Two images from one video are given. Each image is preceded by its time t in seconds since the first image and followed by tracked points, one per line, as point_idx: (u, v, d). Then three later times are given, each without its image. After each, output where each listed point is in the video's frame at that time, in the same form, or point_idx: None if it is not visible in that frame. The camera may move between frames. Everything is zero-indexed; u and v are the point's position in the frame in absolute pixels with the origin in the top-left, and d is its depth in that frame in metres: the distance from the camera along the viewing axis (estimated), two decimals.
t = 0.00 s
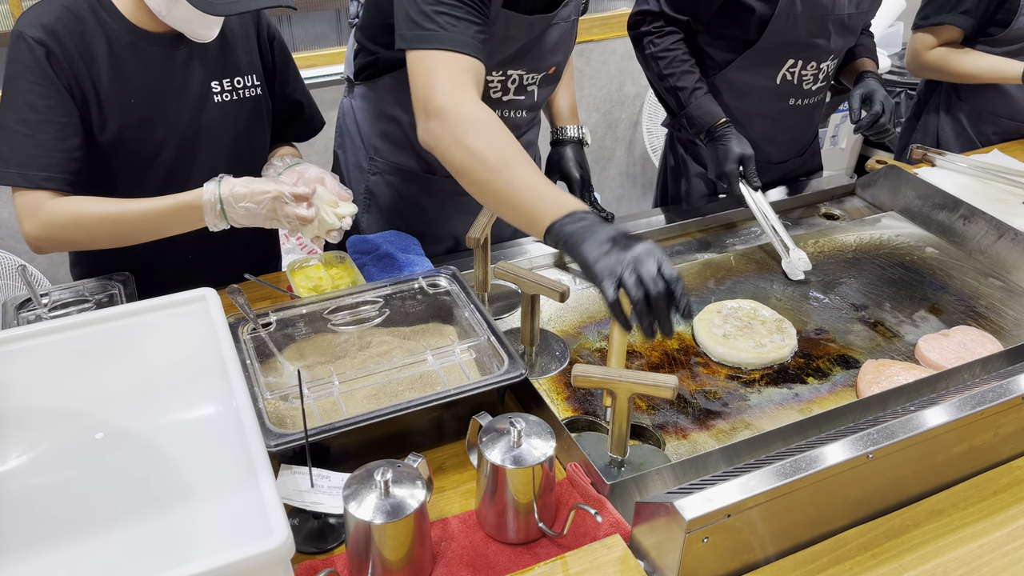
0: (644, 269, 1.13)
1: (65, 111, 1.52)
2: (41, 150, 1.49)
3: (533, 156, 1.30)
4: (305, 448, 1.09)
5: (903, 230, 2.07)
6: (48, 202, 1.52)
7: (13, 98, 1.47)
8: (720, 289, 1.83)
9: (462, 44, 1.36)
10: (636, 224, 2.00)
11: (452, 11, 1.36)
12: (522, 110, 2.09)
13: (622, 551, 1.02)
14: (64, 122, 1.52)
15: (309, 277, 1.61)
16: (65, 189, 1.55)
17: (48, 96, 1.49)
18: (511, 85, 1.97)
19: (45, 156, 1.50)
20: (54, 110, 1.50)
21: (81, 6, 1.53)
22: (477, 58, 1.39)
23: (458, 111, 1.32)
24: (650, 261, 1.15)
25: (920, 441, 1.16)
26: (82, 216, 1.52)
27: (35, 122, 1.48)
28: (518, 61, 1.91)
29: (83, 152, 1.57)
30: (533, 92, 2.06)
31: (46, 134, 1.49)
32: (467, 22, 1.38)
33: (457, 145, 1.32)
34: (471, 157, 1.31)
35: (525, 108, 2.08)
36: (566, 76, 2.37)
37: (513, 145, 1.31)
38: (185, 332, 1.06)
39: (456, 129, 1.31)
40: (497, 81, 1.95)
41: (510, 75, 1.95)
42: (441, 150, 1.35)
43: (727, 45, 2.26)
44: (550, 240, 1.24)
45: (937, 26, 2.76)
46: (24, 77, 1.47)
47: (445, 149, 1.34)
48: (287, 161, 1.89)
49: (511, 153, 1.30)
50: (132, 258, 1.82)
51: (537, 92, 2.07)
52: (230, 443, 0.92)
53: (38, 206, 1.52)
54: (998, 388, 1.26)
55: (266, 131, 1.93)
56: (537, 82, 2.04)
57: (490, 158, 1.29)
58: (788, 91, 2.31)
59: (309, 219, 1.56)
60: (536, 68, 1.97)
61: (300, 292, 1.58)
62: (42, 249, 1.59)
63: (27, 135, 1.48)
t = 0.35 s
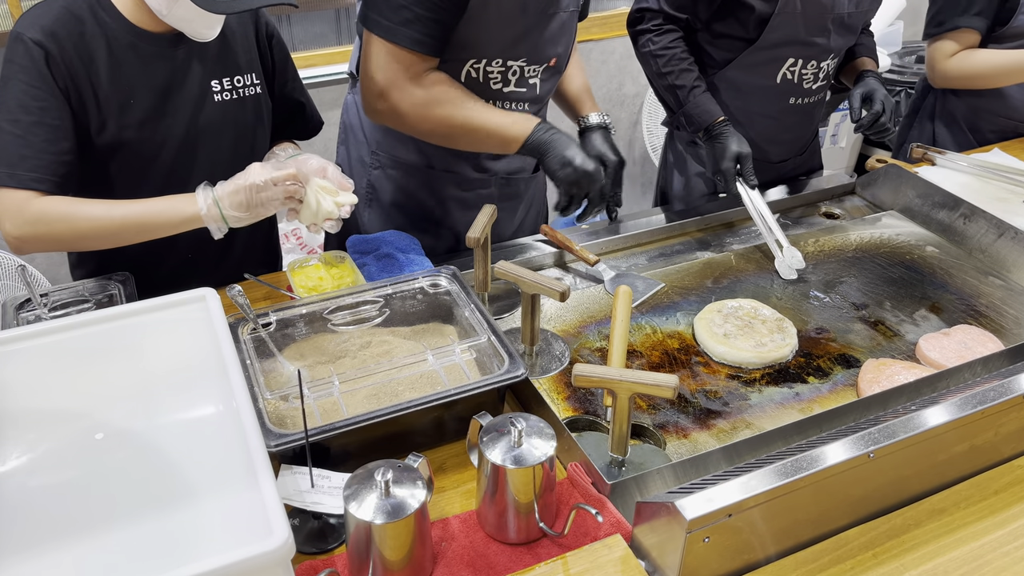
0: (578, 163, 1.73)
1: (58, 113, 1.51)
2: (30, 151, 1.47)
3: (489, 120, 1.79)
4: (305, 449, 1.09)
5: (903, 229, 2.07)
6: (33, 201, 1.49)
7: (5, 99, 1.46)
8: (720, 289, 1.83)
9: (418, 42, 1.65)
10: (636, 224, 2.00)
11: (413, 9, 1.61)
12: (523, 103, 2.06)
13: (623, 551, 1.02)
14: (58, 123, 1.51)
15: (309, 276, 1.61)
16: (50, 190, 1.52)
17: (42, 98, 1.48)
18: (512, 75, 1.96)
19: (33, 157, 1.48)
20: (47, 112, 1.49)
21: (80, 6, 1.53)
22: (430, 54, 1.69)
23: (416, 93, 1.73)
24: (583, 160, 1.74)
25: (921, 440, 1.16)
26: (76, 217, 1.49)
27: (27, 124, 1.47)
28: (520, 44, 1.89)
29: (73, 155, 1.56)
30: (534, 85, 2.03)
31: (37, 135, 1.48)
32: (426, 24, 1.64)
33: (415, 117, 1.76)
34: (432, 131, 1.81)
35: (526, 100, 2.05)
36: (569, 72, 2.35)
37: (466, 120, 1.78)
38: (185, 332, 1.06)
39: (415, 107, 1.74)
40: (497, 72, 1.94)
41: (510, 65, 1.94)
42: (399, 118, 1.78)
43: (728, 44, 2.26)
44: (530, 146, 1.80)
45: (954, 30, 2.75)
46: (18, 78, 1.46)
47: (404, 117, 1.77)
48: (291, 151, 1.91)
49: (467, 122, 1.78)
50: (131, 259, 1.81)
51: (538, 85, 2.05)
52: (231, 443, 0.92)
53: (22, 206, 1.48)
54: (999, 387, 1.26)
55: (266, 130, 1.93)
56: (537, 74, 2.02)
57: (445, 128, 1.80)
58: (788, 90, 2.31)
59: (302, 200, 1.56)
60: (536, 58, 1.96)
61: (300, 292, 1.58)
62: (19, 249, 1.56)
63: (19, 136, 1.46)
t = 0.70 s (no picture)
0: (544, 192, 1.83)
1: (59, 114, 1.51)
2: (32, 152, 1.47)
3: (474, 131, 1.88)
4: (304, 449, 1.08)
5: (904, 228, 2.06)
6: (42, 202, 1.49)
7: (7, 101, 1.45)
8: (720, 288, 1.83)
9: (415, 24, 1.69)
10: (636, 223, 1.99)
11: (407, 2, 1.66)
12: (523, 94, 2.04)
13: (623, 551, 1.02)
14: (60, 124, 1.51)
15: (309, 276, 1.61)
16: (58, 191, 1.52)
17: (43, 99, 1.48)
18: (512, 66, 1.96)
19: (37, 158, 1.48)
20: (49, 113, 1.49)
21: (79, 7, 1.52)
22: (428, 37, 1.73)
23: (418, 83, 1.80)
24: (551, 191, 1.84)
25: (922, 439, 1.16)
26: (84, 219, 1.50)
27: (29, 125, 1.47)
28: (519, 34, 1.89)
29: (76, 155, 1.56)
30: (535, 77, 2.02)
31: (40, 137, 1.48)
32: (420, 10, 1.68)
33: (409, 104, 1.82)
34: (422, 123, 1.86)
35: (528, 91, 2.03)
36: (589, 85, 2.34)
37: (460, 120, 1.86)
38: (185, 333, 1.06)
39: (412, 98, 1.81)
40: (498, 63, 1.94)
41: (510, 56, 1.93)
42: (393, 104, 1.84)
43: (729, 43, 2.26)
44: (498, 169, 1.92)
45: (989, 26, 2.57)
46: (19, 79, 1.46)
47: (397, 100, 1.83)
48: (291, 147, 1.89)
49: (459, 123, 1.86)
50: (131, 259, 1.81)
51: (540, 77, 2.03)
52: (230, 444, 0.92)
53: (31, 208, 1.48)
54: (1000, 386, 1.26)
55: (265, 130, 1.93)
56: (539, 66, 2.00)
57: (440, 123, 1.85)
58: (789, 89, 2.31)
59: (293, 194, 1.55)
60: (538, 49, 1.94)
61: (300, 292, 1.58)
62: (31, 252, 1.56)
63: (21, 137, 1.46)
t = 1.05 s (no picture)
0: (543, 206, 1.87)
1: (63, 114, 1.51)
2: (39, 153, 1.48)
3: (481, 137, 1.90)
4: (305, 449, 1.08)
5: (904, 226, 2.06)
6: (53, 202, 1.50)
7: (10, 101, 1.46)
8: (720, 287, 1.83)
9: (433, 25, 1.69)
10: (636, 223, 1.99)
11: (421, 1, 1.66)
12: (532, 90, 2.04)
13: (623, 550, 1.02)
14: (64, 124, 1.51)
15: (308, 276, 1.61)
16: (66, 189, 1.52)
17: (46, 99, 1.48)
18: (522, 62, 1.96)
19: (46, 158, 1.48)
20: (52, 113, 1.49)
21: (78, 8, 1.52)
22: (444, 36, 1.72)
23: (432, 85, 1.80)
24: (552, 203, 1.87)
25: (923, 436, 1.16)
26: (95, 218, 1.50)
27: (33, 126, 1.47)
28: (528, 27, 1.89)
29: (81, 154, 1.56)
30: (545, 72, 2.02)
31: (45, 137, 1.48)
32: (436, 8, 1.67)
33: (417, 106, 1.83)
34: (429, 124, 1.87)
35: (538, 87, 2.03)
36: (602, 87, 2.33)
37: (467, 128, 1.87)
38: (186, 334, 1.06)
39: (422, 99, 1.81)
40: (508, 59, 1.94)
41: (519, 52, 1.94)
42: (402, 104, 1.85)
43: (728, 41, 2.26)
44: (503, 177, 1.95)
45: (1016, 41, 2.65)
46: (22, 80, 1.46)
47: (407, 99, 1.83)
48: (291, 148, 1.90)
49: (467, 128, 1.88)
50: (133, 259, 1.81)
51: (550, 73, 2.03)
52: (230, 445, 0.92)
53: (40, 207, 1.49)
54: (1000, 384, 1.26)
55: (265, 130, 1.93)
56: (548, 62, 2.00)
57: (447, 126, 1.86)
58: (789, 87, 2.30)
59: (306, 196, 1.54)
60: (546, 43, 1.94)
61: (300, 292, 1.58)
62: (44, 252, 1.57)
63: (27, 138, 1.47)
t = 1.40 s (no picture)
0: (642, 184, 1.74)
1: (60, 116, 1.51)
2: (34, 153, 1.48)
3: (561, 134, 1.73)
4: (304, 450, 1.08)
5: (903, 224, 2.06)
6: (40, 202, 1.49)
7: (6, 103, 1.46)
8: (720, 285, 1.83)
9: (483, 32, 1.59)
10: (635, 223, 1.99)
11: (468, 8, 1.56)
12: (548, 86, 2.04)
13: (623, 549, 1.02)
14: (60, 126, 1.51)
15: (308, 277, 1.61)
16: (51, 190, 1.51)
17: (43, 101, 1.48)
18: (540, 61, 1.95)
19: (40, 159, 1.48)
20: (48, 114, 1.49)
21: (76, 10, 1.53)
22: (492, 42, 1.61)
23: (494, 94, 1.66)
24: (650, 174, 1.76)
25: (924, 434, 1.16)
26: (78, 210, 1.49)
27: (29, 127, 1.47)
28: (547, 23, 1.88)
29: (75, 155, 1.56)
30: (559, 67, 2.02)
31: (41, 138, 1.48)
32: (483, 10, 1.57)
33: (489, 121, 1.70)
34: (505, 136, 1.73)
35: (553, 82, 2.04)
36: (600, 83, 2.30)
37: (543, 126, 1.71)
38: (186, 336, 1.07)
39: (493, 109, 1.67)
40: (528, 57, 1.92)
41: (538, 49, 1.92)
42: (474, 123, 1.71)
43: (725, 40, 2.25)
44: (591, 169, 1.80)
45: None
46: (19, 82, 1.46)
47: (480, 118, 1.70)
48: (290, 149, 1.91)
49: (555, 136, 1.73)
50: (131, 260, 1.82)
51: (562, 66, 2.03)
52: (230, 447, 0.92)
53: (28, 209, 1.48)
54: (1000, 381, 1.26)
55: (264, 131, 1.93)
56: (561, 56, 2.00)
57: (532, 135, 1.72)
58: (788, 85, 2.30)
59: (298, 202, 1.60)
60: (562, 38, 1.94)
61: (299, 294, 1.58)
62: (33, 254, 1.56)
63: (21, 139, 1.47)
